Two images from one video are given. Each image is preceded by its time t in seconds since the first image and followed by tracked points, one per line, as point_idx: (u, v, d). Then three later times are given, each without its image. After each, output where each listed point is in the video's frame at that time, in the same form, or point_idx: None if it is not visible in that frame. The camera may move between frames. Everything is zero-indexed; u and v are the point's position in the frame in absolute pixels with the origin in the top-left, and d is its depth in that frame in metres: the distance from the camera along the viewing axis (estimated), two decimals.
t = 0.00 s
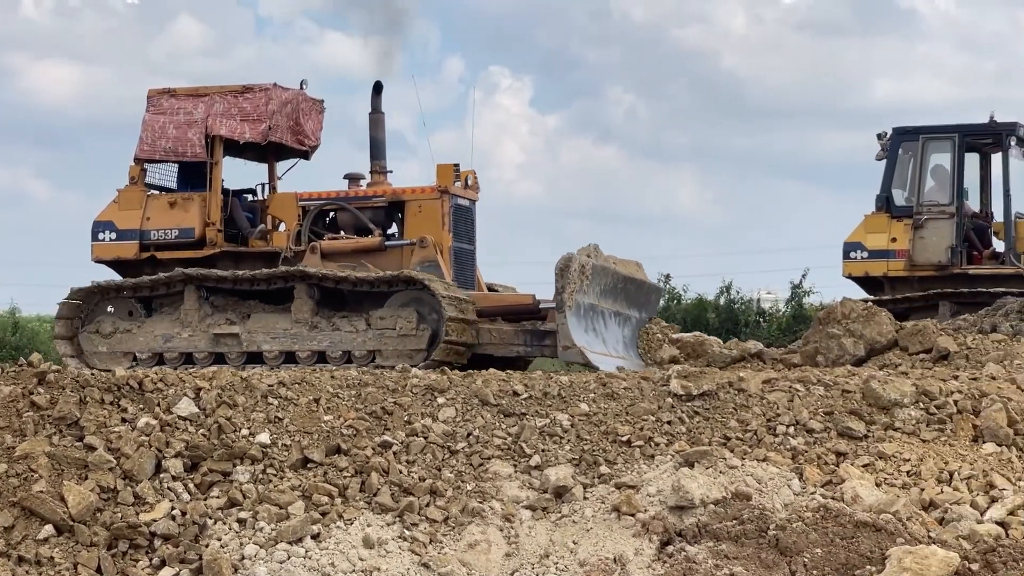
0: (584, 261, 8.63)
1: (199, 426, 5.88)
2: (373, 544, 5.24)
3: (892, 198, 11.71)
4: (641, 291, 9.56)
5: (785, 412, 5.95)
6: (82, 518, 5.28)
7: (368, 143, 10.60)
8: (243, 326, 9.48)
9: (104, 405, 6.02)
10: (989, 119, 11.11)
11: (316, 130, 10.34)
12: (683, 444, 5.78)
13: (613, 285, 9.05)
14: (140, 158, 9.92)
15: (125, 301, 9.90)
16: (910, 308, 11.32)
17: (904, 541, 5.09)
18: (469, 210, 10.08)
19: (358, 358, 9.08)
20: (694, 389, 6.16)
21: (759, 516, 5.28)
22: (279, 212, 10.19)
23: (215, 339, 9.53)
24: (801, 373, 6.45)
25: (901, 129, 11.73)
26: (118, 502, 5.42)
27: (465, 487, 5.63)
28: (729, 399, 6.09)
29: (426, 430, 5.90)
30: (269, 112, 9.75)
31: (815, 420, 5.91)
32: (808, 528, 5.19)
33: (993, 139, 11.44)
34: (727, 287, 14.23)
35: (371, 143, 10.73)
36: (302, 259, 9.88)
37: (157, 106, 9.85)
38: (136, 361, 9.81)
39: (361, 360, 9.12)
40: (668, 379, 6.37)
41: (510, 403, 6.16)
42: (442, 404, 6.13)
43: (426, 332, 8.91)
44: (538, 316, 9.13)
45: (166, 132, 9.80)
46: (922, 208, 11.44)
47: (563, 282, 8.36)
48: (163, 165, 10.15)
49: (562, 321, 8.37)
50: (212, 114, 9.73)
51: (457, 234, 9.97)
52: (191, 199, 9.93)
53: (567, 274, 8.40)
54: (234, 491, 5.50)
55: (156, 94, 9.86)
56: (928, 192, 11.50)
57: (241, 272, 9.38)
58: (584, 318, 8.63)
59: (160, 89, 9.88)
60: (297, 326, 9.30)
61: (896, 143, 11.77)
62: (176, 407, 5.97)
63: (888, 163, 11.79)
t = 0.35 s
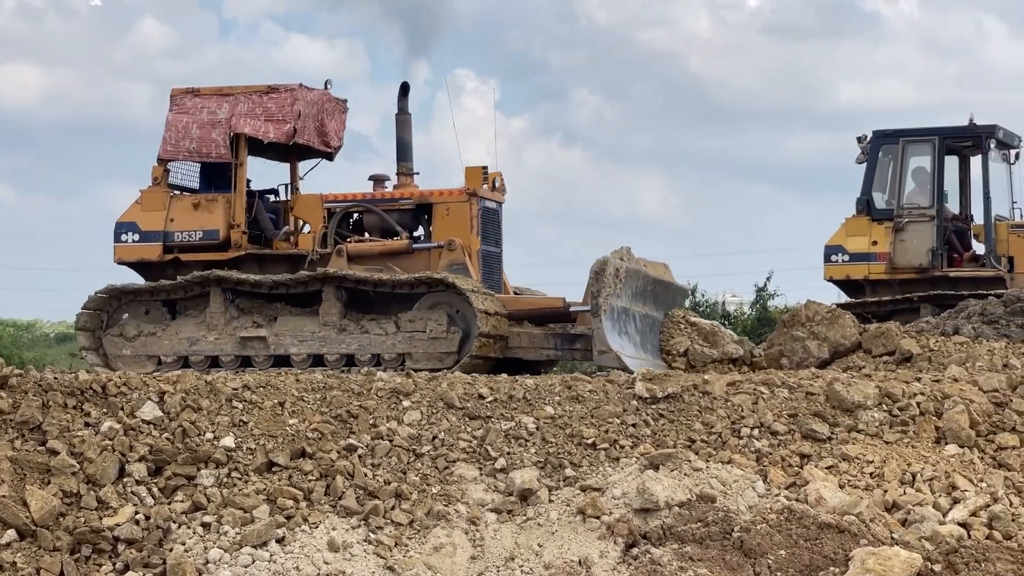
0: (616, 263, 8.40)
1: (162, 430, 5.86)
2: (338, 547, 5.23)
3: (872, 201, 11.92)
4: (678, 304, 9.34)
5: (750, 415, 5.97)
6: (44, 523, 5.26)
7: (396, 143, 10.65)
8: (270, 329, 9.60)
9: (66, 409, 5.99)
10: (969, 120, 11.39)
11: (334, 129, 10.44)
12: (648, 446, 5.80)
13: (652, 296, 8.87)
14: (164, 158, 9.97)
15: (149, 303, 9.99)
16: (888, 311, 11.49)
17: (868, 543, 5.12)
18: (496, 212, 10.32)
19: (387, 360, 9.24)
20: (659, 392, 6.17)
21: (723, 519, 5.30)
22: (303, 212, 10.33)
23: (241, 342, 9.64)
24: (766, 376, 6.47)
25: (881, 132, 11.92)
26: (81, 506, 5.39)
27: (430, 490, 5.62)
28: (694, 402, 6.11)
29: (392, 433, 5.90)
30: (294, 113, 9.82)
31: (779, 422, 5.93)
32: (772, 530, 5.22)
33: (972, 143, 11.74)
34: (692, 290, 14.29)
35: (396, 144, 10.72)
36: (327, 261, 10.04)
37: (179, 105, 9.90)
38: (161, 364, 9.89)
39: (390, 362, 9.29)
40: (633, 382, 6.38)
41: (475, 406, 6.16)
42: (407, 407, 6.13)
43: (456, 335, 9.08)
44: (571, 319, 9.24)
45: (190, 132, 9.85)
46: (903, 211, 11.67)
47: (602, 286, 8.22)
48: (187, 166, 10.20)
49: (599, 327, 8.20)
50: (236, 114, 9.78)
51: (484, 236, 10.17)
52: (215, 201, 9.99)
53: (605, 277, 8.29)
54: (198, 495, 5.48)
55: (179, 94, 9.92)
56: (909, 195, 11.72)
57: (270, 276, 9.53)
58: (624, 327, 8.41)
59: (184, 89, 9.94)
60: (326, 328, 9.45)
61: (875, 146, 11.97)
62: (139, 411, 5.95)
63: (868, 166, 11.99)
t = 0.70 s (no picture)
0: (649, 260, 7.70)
1: (123, 434, 5.83)
2: (299, 551, 5.21)
3: (849, 204, 12.41)
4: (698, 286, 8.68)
5: (712, 417, 5.99)
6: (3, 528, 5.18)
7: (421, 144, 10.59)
8: (297, 331, 9.34)
9: (25, 413, 5.94)
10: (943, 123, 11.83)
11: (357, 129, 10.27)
12: (611, 448, 5.81)
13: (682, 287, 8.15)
14: (185, 158, 9.77)
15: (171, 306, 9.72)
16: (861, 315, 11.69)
17: (829, 544, 5.14)
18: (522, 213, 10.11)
19: (416, 363, 8.98)
20: (622, 394, 6.18)
21: (685, 521, 5.31)
22: (327, 215, 10.12)
23: (268, 345, 9.38)
24: (728, 378, 6.48)
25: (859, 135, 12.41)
26: (40, 511, 5.34)
27: (393, 493, 5.61)
28: (656, 405, 6.12)
29: (354, 436, 5.89)
30: (318, 114, 9.66)
31: (742, 424, 5.95)
32: (734, 532, 5.23)
33: (948, 145, 12.15)
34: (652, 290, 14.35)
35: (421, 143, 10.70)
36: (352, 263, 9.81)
37: (201, 106, 9.73)
38: (184, 369, 9.59)
39: (419, 365, 9.03)
40: (595, 385, 6.38)
41: (438, 409, 6.15)
42: (370, 410, 6.11)
43: (486, 337, 8.78)
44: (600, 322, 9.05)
45: (212, 133, 9.67)
46: (880, 214, 12.11)
47: (634, 287, 7.48)
48: (208, 166, 10.01)
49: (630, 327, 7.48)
50: (260, 114, 9.61)
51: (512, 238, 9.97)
52: (238, 202, 9.78)
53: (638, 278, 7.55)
54: (159, 500, 5.45)
55: (200, 95, 9.76)
56: (885, 199, 12.19)
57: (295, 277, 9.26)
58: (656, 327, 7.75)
59: (205, 90, 9.78)
60: (352, 331, 9.20)
61: (853, 148, 12.46)
62: (99, 415, 5.92)
63: (846, 169, 12.48)
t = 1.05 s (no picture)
0: (681, 264, 7.77)
1: (80, 439, 5.80)
2: (259, 557, 5.18)
3: (824, 207, 12.81)
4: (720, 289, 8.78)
5: (673, 420, 6.00)
6: None
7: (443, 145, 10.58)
8: (321, 335, 9.27)
9: None
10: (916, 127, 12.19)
11: (377, 132, 10.21)
12: (573, 452, 5.80)
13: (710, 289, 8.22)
14: (205, 160, 9.69)
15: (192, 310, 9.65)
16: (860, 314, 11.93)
17: (789, 547, 5.15)
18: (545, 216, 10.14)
19: (443, 366, 8.91)
20: (583, 398, 6.19)
21: (647, 525, 5.30)
22: (351, 218, 10.05)
23: (292, 348, 9.29)
24: (690, 382, 6.48)
25: (833, 140, 12.84)
26: None
27: (354, 498, 5.59)
28: (617, 408, 6.12)
29: (315, 441, 5.86)
30: (341, 114, 9.63)
31: (703, 428, 5.95)
32: (695, 535, 5.22)
33: (921, 150, 12.55)
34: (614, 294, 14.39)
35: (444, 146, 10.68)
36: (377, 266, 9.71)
37: (221, 107, 9.66)
38: (206, 372, 9.53)
39: (446, 368, 8.96)
40: (557, 389, 6.37)
41: (399, 413, 6.13)
42: (331, 415, 6.09)
43: (515, 339, 8.70)
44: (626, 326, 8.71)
45: (234, 134, 9.61)
46: (855, 217, 12.50)
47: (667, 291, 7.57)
48: (228, 168, 9.93)
49: (663, 331, 7.53)
50: (282, 115, 9.57)
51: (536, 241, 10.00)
52: (260, 204, 9.70)
53: (669, 282, 7.63)
54: (118, 505, 5.42)
55: (221, 95, 9.69)
56: (860, 204, 12.57)
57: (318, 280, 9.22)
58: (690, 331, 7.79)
59: (225, 90, 9.71)
60: (378, 334, 9.14)
61: (829, 153, 12.87)
62: (57, 420, 5.88)
63: (822, 173, 12.88)
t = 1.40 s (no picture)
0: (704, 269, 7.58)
1: (36, 445, 5.80)
2: (215, 562, 5.17)
3: (795, 211, 12.82)
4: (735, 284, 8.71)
5: (630, 424, 6.01)
6: None
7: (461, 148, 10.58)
8: (341, 338, 8.93)
9: None
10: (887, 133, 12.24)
11: (389, 132, 10.05)
12: (530, 456, 5.81)
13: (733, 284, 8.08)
14: (221, 162, 9.42)
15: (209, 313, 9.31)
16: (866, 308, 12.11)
17: (746, 550, 5.15)
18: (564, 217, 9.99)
19: (464, 369, 8.61)
20: (540, 403, 6.19)
21: (604, 528, 5.29)
22: (368, 221, 9.88)
23: (311, 351, 8.99)
24: (647, 386, 6.49)
25: (804, 143, 12.83)
26: None
27: (311, 503, 5.58)
28: (575, 412, 6.13)
29: (271, 446, 5.86)
30: (359, 116, 9.45)
31: (660, 432, 5.97)
32: (652, 539, 5.21)
33: (892, 153, 12.60)
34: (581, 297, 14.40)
35: (462, 146, 10.67)
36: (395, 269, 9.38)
37: (237, 109, 9.45)
38: (225, 376, 9.21)
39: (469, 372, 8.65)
40: (514, 393, 6.37)
41: (356, 417, 6.13)
42: (287, 419, 6.09)
43: (538, 341, 8.44)
44: (649, 329, 8.62)
45: (250, 136, 9.38)
46: (826, 221, 12.53)
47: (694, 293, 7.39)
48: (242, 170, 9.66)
49: (691, 336, 7.35)
50: (300, 117, 9.37)
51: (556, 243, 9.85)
52: (276, 207, 9.44)
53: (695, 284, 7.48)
54: (73, 511, 5.40)
55: (236, 96, 9.46)
56: (830, 207, 12.60)
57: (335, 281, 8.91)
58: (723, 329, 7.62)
59: (240, 91, 9.49)
60: (398, 337, 8.82)
61: (799, 156, 12.85)
62: (11, 426, 5.88)
63: (792, 176, 12.85)
